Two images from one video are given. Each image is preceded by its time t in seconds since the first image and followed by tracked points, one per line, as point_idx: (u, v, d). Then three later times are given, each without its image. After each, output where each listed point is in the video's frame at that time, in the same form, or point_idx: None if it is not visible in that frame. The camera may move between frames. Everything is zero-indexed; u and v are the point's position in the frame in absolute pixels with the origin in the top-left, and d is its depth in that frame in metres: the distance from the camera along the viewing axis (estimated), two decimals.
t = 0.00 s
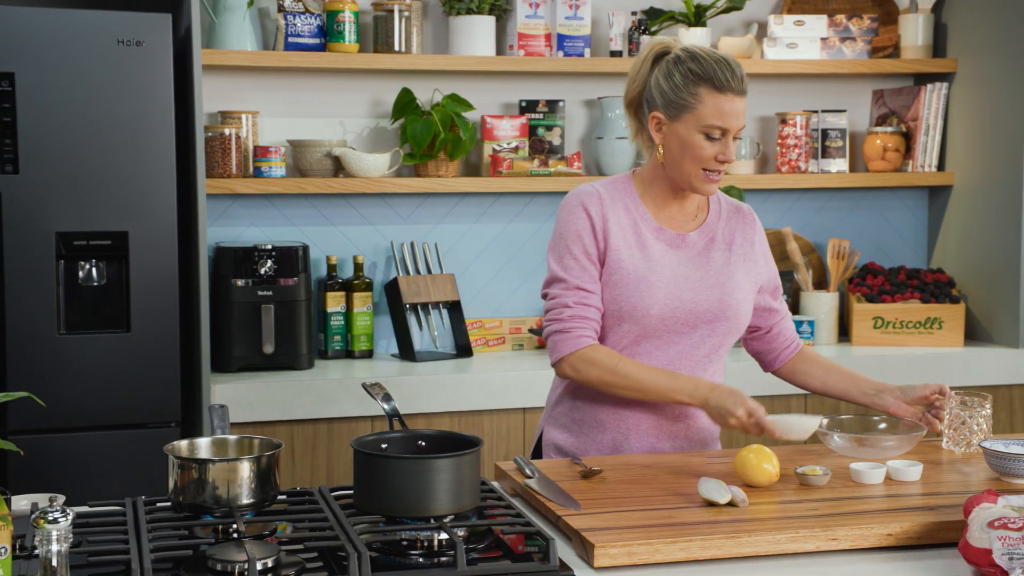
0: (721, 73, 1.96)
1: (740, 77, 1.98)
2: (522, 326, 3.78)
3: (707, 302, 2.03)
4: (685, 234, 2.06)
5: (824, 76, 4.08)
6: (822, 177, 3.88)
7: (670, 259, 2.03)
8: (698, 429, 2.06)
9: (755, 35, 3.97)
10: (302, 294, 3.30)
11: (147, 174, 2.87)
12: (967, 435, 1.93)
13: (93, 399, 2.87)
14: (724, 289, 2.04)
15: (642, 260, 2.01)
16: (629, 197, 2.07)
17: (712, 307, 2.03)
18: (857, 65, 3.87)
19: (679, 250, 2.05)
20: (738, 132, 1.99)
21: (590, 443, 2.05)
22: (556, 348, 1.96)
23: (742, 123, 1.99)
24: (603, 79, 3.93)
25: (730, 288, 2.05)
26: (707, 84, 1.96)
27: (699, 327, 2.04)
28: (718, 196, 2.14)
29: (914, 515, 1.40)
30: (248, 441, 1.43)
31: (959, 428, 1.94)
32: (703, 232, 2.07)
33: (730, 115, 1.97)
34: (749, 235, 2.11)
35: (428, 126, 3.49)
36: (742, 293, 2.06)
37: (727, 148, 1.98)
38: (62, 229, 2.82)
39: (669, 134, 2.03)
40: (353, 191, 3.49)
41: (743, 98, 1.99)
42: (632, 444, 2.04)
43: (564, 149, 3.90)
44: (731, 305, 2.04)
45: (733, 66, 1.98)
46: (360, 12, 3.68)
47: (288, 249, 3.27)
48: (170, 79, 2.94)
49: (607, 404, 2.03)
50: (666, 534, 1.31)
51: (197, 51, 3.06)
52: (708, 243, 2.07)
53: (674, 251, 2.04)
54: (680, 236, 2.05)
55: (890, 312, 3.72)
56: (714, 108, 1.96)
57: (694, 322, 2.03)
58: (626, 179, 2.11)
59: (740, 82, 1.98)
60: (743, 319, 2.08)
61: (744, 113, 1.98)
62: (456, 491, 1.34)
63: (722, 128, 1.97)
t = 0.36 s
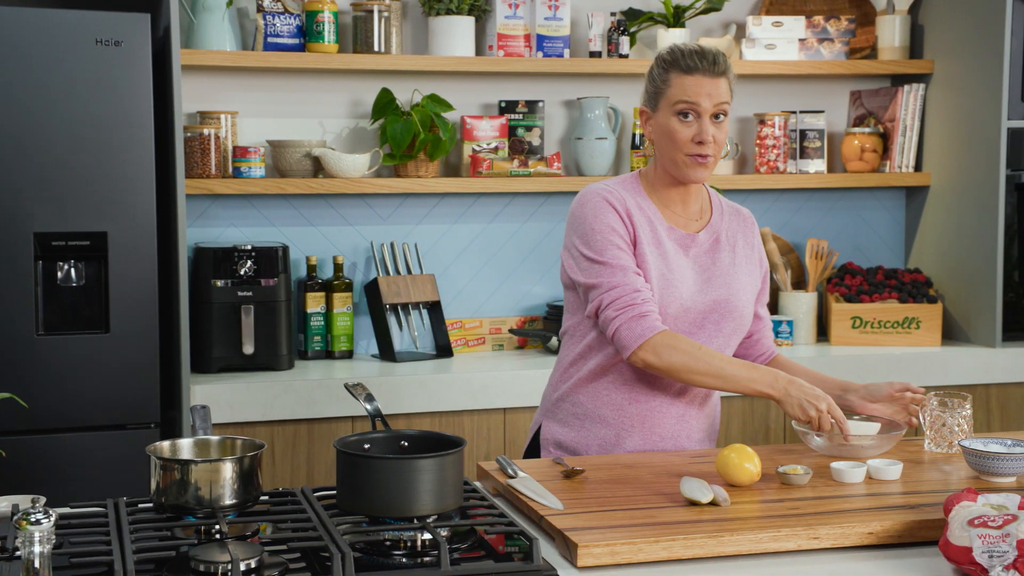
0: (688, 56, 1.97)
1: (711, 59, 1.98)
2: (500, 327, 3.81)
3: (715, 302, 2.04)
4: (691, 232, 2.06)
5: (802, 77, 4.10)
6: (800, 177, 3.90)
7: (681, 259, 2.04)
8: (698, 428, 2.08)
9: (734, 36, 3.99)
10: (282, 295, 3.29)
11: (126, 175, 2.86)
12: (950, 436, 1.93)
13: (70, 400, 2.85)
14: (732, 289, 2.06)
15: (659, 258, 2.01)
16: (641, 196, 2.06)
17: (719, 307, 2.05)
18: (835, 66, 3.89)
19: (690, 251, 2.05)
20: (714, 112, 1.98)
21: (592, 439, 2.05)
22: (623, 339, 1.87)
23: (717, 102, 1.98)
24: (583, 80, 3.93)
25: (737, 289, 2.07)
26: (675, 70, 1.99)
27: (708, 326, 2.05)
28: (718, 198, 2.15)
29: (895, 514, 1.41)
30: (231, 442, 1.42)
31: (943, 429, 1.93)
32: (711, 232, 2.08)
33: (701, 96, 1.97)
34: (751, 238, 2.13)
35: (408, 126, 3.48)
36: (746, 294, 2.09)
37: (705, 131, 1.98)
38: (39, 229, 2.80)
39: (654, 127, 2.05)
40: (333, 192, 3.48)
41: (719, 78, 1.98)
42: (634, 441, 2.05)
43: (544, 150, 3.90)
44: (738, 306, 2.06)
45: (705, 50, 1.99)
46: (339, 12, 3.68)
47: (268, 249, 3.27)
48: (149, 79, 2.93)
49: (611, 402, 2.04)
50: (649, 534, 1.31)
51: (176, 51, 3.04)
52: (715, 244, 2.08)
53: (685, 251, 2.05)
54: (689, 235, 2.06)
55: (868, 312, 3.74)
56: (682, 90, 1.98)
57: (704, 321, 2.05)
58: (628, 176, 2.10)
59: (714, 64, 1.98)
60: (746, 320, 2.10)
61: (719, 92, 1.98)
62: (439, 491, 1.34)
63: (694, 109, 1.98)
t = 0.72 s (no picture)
0: (669, 59, 1.97)
1: (693, 60, 1.96)
2: (489, 327, 3.80)
3: (717, 305, 2.05)
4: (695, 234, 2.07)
5: (789, 78, 4.11)
6: (787, 177, 3.91)
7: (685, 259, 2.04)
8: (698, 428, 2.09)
9: (721, 37, 4.00)
10: (271, 295, 3.29)
11: (114, 176, 2.85)
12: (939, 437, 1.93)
13: (59, 401, 2.84)
14: (735, 292, 2.07)
15: (664, 260, 2.01)
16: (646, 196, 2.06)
17: (722, 309, 2.06)
18: (822, 67, 3.91)
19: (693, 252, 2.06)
20: (697, 112, 1.97)
21: (592, 439, 2.05)
22: (627, 342, 1.88)
23: (700, 103, 1.96)
24: (571, 80, 3.94)
25: (739, 292, 2.08)
26: (657, 73, 1.99)
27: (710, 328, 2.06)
28: (721, 199, 2.15)
29: (884, 513, 1.42)
30: (223, 442, 1.42)
31: (932, 430, 1.94)
32: (714, 234, 2.09)
33: (681, 98, 1.96)
34: (753, 240, 2.14)
35: (396, 127, 3.48)
36: (748, 298, 2.10)
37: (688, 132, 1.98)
38: (26, 230, 2.78)
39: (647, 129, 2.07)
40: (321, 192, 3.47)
41: (703, 79, 1.96)
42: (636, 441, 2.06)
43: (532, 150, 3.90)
44: (739, 309, 2.08)
45: (689, 51, 1.98)
46: (327, 13, 3.67)
47: (257, 249, 3.26)
48: (137, 79, 2.92)
49: (613, 403, 2.04)
50: (641, 534, 1.32)
51: (165, 52, 3.03)
52: (719, 246, 2.09)
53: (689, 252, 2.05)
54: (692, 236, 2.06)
55: (856, 312, 3.76)
56: (662, 93, 1.98)
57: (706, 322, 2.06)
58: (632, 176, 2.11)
59: (697, 64, 1.96)
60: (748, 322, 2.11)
61: (701, 93, 1.96)
62: (431, 490, 1.34)
63: (675, 110, 1.97)
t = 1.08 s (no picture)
0: (655, 66, 1.97)
1: (679, 67, 1.95)
2: (481, 328, 3.80)
3: (715, 307, 2.06)
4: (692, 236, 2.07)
5: (779, 78, 4.12)
6: (778, 177, 3.92)
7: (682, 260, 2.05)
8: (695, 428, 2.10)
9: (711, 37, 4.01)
10: (263, 296, 3.29)
11: (106, 176, 2.84)
12: (932, 437, 1.94)
13: (50, 402, 2.83)
14: (732, 294, 2.07)
15: (661, 262, 2.02)
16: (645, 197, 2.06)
17: (719, 311, 2.06)
18: (812, 68, 3.92)
19: (691, 253, 2.06)
20: (682, 119, 1.96)
21: (589, 439, 2.06)
22: (626, 344, 1.89)
23: (685, 110, 1.96)
24: (562, 81, 3.94)
25: (736, 294, 2.08)
26: (646, 80, 1.99)
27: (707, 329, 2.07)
28: (722, 200, 2.16)
29: (879, 511, 1.43)
30: (219, 443, 1.42)
31: (925, 430, 1.95)
32: (713, 236, 2.09)
33: (665, 105, 1.96)
34: (753, 242, 2.14)
35: (388, 127, 3.48)
36: (746, 301, 2.10)
37: (672, 138, 1.98)
38: (18, 231, 2.77)
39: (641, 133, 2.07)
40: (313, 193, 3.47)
41: (690, 85, 1.96)
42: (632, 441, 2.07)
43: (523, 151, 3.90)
44: (737, 311, 2.08)
45: (676, 58, 1.97)
46: (319, 13, 3.67)
47: (248, 249, 3.25)
48: (129, 79, 2.91)
49: (610, 403, 2.05)
50: (637, 533, 1.32)
51: (156, 52, 3.03)
52: (717, 247, 2.09)
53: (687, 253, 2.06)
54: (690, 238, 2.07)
55: (846, 312, 3.78)
56: (648, 99, 1.98)
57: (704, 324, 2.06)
58: (630, 177, 2.11)
59: (682, 71, 1.95)
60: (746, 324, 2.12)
61: (687, 100, 1.95)
62: (428, 490, 1.34)
63: (660, 117, 1.97)
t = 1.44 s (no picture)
0: (656, 77, 1.94)
1: (680, 78, 1.93)
2: (475, 327, 3.80)
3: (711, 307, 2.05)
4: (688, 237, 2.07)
5: (772, 79, 4.14)
6: (771, 177, 3.94)
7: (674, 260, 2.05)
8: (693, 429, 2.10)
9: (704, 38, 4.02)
10: (257, 296, 3.29)
11: (100, 176, 2.83)
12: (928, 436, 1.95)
13: (45, 403, 2.83)
14: (728, 294, 2.07)
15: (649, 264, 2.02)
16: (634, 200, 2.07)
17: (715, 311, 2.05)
18: (804, 68, 3.93)
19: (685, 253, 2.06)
20: (685, 131, 1.94)
21: (586, 439, 2.08)
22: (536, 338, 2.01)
23: (688, 122, 1.93)
24: (556, 81, 3.95)
25: (732, 293, 2.08)
26: (645, 91, 1.95)
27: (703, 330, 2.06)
28: (722, 200, 2.15)
29: (878, 510, 1.44)
30: (220, 442, 1.43)
31: (920, 428, 1.96)
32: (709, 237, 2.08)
33: (668, 117, 1.93)
34: (752, 242, 2.14)
35: (382, 127, 3.48)
36: (743, 301, 2.09)
37: (674, 150, 1.95)
38: (13, 231, 2.77)
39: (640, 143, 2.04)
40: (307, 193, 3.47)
41: (691, 96, 1.93)
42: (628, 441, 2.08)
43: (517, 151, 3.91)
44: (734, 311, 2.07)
45: (675, 68, 1.94)
46: (313, 13, 3.67)
47: (243, 249, 3.25)
48: (124, 79, 2.91)
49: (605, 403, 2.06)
50: (638, 532, 1.33)
51: (151, 52, 3.02)
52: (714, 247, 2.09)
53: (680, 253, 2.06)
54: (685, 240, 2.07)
55: (837, 311, 3.79)
56: (649, 112, 1.95)
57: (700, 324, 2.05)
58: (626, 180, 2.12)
59: (683, 82, 1.93)
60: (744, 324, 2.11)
61: (690, 111, 1.93)
62: (429, 489, 1.35)
63: (663, 130, 1.95)
